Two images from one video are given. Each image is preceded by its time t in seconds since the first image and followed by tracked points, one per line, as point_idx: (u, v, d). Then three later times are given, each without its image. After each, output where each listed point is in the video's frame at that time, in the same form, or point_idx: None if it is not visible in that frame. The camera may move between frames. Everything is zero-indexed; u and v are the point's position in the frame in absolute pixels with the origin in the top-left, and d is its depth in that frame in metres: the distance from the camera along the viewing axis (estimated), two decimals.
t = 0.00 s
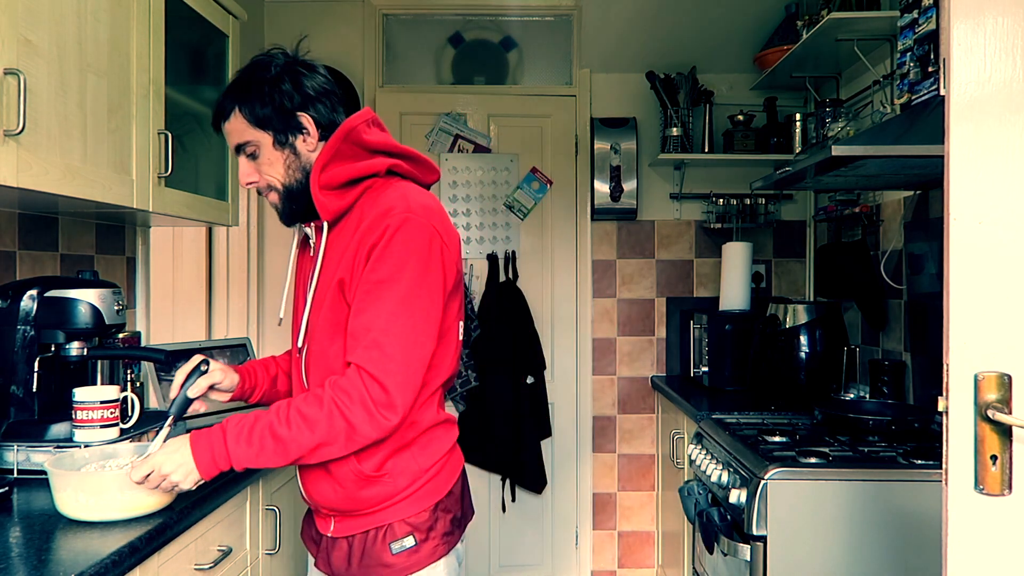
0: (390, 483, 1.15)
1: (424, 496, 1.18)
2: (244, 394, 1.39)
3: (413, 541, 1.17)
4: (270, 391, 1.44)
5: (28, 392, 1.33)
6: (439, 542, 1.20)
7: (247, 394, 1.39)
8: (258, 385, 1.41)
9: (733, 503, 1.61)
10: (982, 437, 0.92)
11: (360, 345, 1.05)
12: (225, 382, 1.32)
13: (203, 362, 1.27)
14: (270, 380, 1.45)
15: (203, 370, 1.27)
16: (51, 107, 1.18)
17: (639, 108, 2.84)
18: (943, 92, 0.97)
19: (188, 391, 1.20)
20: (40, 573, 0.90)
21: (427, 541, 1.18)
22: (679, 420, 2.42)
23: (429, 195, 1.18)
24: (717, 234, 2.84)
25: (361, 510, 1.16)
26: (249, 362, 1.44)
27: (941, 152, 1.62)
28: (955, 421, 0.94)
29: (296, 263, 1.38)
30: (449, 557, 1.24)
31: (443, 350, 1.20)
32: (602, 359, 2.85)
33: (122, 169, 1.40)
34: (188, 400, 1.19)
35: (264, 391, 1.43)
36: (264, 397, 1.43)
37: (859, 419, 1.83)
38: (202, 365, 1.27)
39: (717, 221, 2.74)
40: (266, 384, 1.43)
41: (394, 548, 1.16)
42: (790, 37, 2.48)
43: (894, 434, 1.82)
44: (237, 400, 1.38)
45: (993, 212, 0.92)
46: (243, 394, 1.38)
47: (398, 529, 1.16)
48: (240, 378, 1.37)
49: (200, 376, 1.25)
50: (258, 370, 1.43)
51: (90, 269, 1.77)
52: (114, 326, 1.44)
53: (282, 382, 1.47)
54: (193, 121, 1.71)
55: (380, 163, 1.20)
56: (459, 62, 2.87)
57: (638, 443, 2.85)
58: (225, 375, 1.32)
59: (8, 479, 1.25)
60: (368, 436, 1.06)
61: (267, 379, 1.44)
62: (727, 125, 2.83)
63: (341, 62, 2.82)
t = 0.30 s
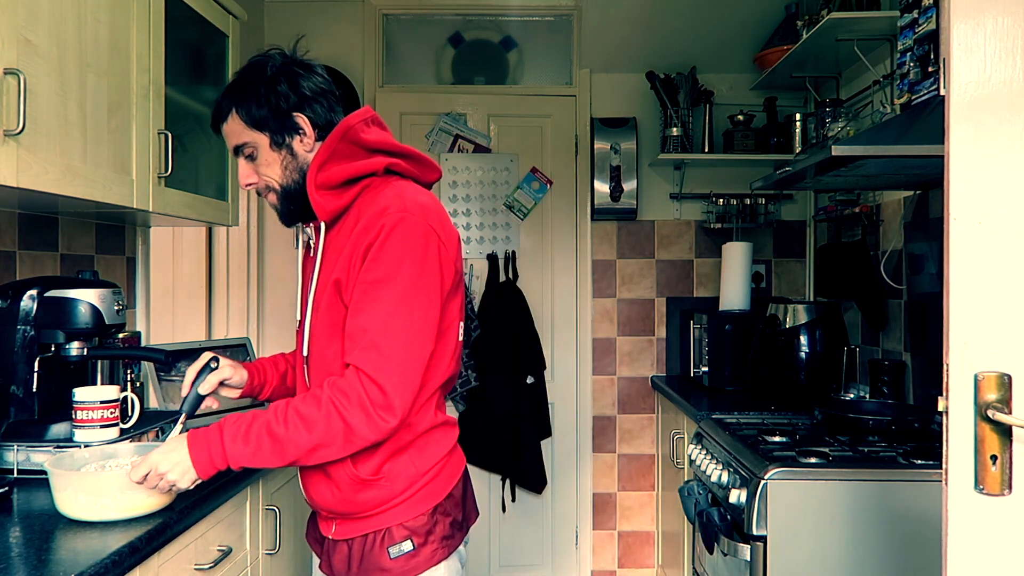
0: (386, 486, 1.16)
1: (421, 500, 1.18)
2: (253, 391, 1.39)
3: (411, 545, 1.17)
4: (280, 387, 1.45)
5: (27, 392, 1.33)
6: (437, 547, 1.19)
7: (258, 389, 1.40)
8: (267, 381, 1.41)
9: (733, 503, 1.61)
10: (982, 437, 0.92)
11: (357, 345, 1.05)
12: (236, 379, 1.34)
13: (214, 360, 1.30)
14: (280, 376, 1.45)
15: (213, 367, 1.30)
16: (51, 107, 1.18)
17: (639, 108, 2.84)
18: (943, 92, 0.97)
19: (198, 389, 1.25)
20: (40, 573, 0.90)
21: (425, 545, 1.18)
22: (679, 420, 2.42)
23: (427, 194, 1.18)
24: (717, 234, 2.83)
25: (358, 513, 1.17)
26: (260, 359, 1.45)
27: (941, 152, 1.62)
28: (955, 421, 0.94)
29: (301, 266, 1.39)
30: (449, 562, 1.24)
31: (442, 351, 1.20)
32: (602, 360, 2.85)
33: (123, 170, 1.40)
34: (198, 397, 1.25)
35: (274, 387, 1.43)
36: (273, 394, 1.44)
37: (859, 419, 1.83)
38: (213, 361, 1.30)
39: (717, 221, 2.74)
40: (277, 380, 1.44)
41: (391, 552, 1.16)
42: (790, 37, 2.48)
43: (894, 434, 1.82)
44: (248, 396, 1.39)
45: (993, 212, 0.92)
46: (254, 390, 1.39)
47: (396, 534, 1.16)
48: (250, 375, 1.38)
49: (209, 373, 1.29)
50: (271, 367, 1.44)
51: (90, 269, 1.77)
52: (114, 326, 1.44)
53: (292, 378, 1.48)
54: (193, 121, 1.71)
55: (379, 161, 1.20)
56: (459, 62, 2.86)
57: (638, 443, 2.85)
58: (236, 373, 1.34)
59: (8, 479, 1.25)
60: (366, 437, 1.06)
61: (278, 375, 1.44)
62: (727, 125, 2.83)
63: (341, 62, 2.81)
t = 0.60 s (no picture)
0: (395, 488, 1.16)
1: (430, 501, 1.18)
2: (254, 391, 1.39)
3: (420, 547, 1.17)
4: (281, 388, 1.45)
5: (28, 392, 1.33)
6: (447, 548, 1.19)
7: (258, 389, 1.39)
8: (269, 382, 1.41)
9: (733, 503, 1.61)
10: (982, 437, 0.92)
11: (358, 345, 1.05)
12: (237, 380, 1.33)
13: (213, 361, 1.31)
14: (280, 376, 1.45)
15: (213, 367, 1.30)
16: (52, 107, 1.18)
17: (639, 108, 2.84)
18: (943, 92, 0.97)
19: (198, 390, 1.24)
20: (40, 573, 0.90)
21: (434, 547, 1.18)
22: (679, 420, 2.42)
23: (431, 194, 1.18)
24: (717, 234, 2.83)
25: (367, 515, 1.17)
26: (260, 359, 1.45)
27: (941, 152, 1.62)
28: (955, 421, 0.94)
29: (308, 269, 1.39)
30: (459, 563, 1.23)
31: (447, 352, 1.20)
32: (602, 360, 2.85)
33: (123, 169, 1.40)
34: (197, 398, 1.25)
35: (274, 388, 1.43)
36: (274, 395, 1.43)
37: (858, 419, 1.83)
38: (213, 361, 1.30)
39: (717, 221, 2.74)
40: (277, 380, 1.44)
41: (401, 554, 1.16)
42: (790, 37, 2.48)
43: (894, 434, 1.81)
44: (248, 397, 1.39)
45: (993, 212, 0.92)
46: (254, 390, 1.39)
47: (405, 535, 1.16)
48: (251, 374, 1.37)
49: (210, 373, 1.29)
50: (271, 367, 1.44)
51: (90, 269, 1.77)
52: (114, 326, 1.44)
53: (293, 379, 1.47)
54: (193, 121, 1.71)
55: (383, 161, 1.20)
56: (459, 62, 2.86)
57: (638, 443, 2.85)
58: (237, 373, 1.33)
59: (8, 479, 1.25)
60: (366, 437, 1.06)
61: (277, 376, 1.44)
62: (727, 125, 2.83)
63: (341, 62, 2.81)
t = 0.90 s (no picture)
0: (399, 488, 1.16)
1: (434, 502, 1.18)
2: (250, 389, 1.40)
3: (424, 548, 1.16)
4: (280, 387, 1.45)
5: (27, 392, 1.33)
6: (450, 549, 1.19)
7: (253, 387, 1.40)
8: (264, 381, 1.42)
9: (733, 503, 1.61)
10: (982, 437, 0.92)
11: (360, 345, 1.05)
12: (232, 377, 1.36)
13: (208, 360, 1.34)
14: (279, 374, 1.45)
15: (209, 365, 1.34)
16: (52, 107, 1.18)
17: (639, 108, 2.84)
18: (943, 92, 0.97)
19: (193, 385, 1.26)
20: (40, 573, 0.90)
21: (438, 548, 1.17)
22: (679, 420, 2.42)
23: (437, 194, 1.18)
24: (717, 234, 2.83)
25: (371, 515, 1.17)
26: (261, 357, 1.45)
27: (941, 152, 1.62)
28: (955, 421, 0.94)
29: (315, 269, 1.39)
30: (462, 565, 1.23)
31: (451, 353, 1.20)
32: (602, 360, 2.85)
33: (123, 170, 1.40)
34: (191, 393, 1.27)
35: (271, 386, 1.43)
36: (270, 394, 1.43)
37: (858, 419, 1.83)
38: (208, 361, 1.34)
39: (717, 221, 2.74)
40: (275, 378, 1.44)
41: (405, 555, 1.16)
42: (790, 37, 2.48)
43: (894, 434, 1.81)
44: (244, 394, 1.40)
45: (993, 211, 0.92)
46: (249, 388, 1.40)
47: (410, 536, 1.16)
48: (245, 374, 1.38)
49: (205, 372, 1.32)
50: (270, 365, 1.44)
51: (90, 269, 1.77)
52: (114, 326, 1.45)
53: (292, 379, 1.47)
54: (193, 121, 1.71)
55: (390, 160, 1.20)
56: (459, 62, 2.86)
57: (638, 443, 2.85)
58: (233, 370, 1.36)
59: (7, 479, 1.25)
60: (365, 438, 1.06)
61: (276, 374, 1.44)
62: (727, 125, 2.83)
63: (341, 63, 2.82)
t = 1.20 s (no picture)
0: (396, 489, 1.16)
1: (432, 503, 1.18)
2: (233, 396, 1.38)
3: (421, 549, 1.16)
4: (263, 394, 1.44)
5: (27, 392, 1.33)
6: (448, 552, 1.19)
7: (237, 393, 1.39)
8: (248, 388, 1.41)
9: (733, 503, 1.61)
10: (982, 437, 0.92)
11: (363, 346, 1.05)
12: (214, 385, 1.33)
13: (191, 366, 1.31)
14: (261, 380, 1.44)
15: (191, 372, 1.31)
16: (51, 107, 1.18)
17: (639, 108, 2.84)
18: (943, 92, 0.97)
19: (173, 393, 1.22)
20: (40, 573, 0.90)
21: (434, 550, 1.17)
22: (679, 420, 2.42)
23: (442, 195, 1.18)
24: (717, 234, 2.83)
25: (370, 516, 1.17)
26: (244, 362, 1.44)
27: (941, 152, 1.62)
28: (955, 421, 0.94)
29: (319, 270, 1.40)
30: (461, 567, 1.23)
31: (453, 354, 1.20)
32: (602, 359, 2.85)
33: (123, 170, 1.40)
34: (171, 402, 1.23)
35: (254, 393, 1.42)
36: (254, 400, 1.43)
37: (859, 419, 1.83)
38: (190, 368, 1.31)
39: (717, 221, 2.74)
40: (257, 383, 1.43)
41: (401, 556, 1.16)
42: (790, 37, 2.48)
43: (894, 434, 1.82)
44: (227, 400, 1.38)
45: (993, 212, 0.92)
46: (233, 395, 1.38)
47: (407, 537, 1.16)
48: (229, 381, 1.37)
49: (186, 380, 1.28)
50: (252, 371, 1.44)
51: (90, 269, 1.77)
52: (114, 326, 1.44)
53: (275, 385, 1.47)
54: (193, 121, 1.71)
55: (396, 161, 1.19)
56: (459, 62, 2.86)
57: (638, 443, 2.85)
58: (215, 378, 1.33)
59: (8, 479, 1.25)
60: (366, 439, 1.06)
61: (258, 380, 1.43)
62: (727, 125, 2.83)
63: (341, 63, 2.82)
